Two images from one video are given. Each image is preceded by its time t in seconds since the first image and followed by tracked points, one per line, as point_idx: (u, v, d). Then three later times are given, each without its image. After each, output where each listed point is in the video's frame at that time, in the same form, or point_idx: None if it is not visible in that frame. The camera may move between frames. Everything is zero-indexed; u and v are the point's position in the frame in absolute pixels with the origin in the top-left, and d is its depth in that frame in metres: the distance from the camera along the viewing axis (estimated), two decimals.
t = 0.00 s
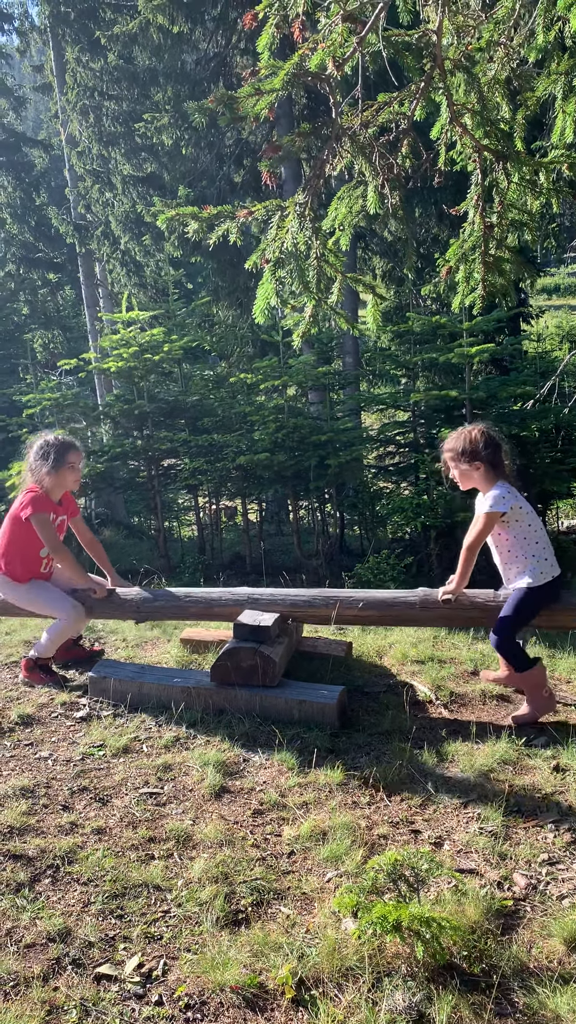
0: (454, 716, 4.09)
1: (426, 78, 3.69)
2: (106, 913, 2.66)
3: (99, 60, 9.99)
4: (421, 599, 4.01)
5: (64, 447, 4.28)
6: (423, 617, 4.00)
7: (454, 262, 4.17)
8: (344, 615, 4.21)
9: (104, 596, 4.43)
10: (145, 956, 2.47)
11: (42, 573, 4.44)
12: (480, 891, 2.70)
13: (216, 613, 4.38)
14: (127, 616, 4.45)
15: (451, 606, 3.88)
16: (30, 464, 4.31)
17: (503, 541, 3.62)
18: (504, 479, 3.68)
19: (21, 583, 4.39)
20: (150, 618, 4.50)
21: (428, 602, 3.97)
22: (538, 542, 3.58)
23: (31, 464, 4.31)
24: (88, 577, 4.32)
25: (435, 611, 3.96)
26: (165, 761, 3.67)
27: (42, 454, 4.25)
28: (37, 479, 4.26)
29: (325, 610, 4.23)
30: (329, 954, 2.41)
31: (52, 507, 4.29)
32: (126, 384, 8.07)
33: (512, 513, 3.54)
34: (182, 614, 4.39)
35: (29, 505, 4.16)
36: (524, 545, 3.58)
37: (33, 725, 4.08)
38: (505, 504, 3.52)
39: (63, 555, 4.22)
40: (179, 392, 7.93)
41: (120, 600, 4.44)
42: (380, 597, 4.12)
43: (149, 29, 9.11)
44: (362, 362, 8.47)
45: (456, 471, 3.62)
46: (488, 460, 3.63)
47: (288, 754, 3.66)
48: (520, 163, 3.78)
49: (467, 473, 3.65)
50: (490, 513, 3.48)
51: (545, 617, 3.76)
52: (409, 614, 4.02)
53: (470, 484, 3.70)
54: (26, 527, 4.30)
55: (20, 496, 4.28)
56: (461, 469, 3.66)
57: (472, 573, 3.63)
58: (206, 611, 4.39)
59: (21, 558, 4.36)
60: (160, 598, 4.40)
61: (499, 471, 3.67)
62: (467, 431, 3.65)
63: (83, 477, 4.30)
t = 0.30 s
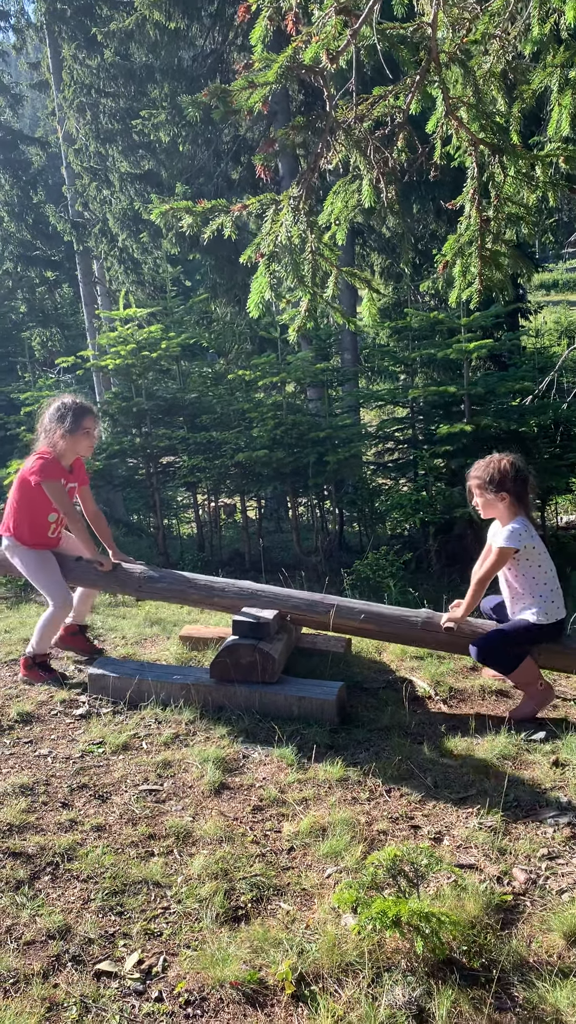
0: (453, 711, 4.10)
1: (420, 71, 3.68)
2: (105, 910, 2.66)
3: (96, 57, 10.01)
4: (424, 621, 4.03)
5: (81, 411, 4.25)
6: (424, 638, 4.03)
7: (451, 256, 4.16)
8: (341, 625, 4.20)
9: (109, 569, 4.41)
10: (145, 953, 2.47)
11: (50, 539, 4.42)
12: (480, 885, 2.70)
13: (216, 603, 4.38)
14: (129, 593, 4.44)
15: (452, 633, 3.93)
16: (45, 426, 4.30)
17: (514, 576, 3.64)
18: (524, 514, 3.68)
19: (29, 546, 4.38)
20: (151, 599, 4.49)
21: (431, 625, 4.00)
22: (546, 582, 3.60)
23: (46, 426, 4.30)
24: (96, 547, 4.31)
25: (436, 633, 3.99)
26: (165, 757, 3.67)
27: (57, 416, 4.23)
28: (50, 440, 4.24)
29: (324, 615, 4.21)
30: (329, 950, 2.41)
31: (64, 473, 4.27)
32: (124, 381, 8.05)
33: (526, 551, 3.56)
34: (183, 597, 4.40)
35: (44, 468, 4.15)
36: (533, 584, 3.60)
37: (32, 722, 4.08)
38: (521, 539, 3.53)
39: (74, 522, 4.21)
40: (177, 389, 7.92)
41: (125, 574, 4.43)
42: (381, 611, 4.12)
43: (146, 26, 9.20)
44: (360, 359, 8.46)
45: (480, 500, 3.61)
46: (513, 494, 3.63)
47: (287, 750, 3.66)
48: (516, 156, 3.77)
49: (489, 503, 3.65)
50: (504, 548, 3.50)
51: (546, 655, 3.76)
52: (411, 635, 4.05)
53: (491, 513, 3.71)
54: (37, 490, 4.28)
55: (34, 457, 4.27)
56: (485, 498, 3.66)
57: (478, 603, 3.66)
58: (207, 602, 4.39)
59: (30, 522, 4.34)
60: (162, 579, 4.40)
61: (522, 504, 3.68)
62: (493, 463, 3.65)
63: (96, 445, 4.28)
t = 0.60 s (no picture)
0: (451, 704, 4.10)
1: (413, 60, 3.66)
2: (103, 904, 2.66)
3: (89, 51, 10.03)
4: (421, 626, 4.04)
5: (82, 390, 4.23)
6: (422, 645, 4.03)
7: (444, 248, 4.14)
8: (338, 620, 4.20)
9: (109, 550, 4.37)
10: (144, 946, 2.47)
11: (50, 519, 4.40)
12: (477, 877, 2.70)
13: (214, 594, 4.35)
14: (128, 576, 4.40)
15: (448, 641, 3.96)
16: (47, 404, 4.27)
17: (524, 593, 3.63)
18: (538, 532, 3.63)
19: (28, 523, 4.36)
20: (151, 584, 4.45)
21: (428, 632, 4.00)
22: (560, 599, 3.59)
23: (47, 404, 4.28)
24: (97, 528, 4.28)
25: (435, 642, 3.99)
26: (162, 751, 3.67)
27: (58, 394, 4.21)
28: (51, 417, 4.22)
29: (322, 613, 4.21)
30: (327, 942, 2.41)
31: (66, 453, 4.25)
32: (120, 376, 8.02)
33: (539, 572, 3.54)
34: (181, 586, 4.37)
35: (45, 446, 4.13)
36: (544, 603, 3.59)
37: (30, 717, 4.08)
38: (533, 561, 3.50)
39: (75, 501, 4.19)
40: (173, 384, 7.90)
41: (125, 557, 4.39)
42: (381, 615, 4.12)
43: (139, 18, 9.13)
44: (357, 353, 8.45)
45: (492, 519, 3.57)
46: (524, 513, 3.58)
47: (285, 743, 3.67)
48: (509, 146, 3.75)
49: (503, 523, 3.61)
50: (516, 568, 3.48)
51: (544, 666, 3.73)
52: (409, 641, 4.05)
53: (503, 534, 3.66)
54: (38, 469, 4.26)
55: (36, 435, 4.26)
56: (497, 520, 3.60)
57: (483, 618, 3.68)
58: (206, 593, 4.37)
59: (29, 500, 4.32)
60: (163, 566, 4.38)
61: (534, 522, 3.64)
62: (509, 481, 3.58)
63: (97, 426, 4.25)
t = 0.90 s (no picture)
0: (448, 698, 4.10)
1: (405, 54, 3.64)
2: (101, 900, 2.67)
3: (84, 46, 9.90)
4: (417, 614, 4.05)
5: (70, 395, 4.19)
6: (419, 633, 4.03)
7: (438, 242, 4.13)
8: (333, 614, 4.21)
9: (103, 555, 4.40)
10: (142, 942, 2.47)
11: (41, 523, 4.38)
12: (474, 870, 2.71)
13: (210, 593, 4.37)
14: (123, 578, 4.43)
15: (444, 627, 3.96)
16: (34, 410, 4.24)
17: (522, 576, 3.62)
18: (534, 515, 3.63)
19: (18, 529, 4.34)
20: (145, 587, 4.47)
21: (424, 620, 4.01)
22: (557, 582, 3.58)
23: (35, 410, 4.24)
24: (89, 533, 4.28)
25: (433, 629, 4.00)
26: (160, 748, 3.67)
27: (46, 400, 4.17)
28: (39, 423, 4.19)
29: (318, 605, 4.22)
30: (325, 936, 2.42)
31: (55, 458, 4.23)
32: (115, 372, 8.01)
33: (536, 554, 3.53)
34: (176, 585, 4.39)
35: (33, 453, 4.11)
36: (542, 586, 3.58)
37: (27, 714, 4.08)
38: (530, 543, 3.49)
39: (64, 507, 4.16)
40: (169, 380, 7.89)
41: (119, 559, 4.43)
42: (377, 606, 4.13)
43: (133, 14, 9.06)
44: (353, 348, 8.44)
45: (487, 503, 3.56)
46: (520, 496, 3.56)
47: (282, 739, 3.67)
48: (503, 140, 3.73)
49: (498, 507, 3.60)
50: (512, 551, 3.47)
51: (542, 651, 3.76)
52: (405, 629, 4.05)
53: (499, 516, 3.65)
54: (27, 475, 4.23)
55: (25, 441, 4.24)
56: (493, 503, 3.59)
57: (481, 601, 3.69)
58: (201, 592, 4.39)
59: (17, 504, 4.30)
60: (157, 567, 4.39)
61: (530, 504, 3.62)
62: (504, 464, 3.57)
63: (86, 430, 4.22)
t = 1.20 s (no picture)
0: (445, 699, 4.10)
1: (400, 56, 3.65)
2: (99, 901, 2.67)
3: (81, 47, 9.93)
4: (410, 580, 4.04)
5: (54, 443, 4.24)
6: (414, 596, 4.02)
7: (434, 244, 4.13)
8: (336, 599, 4.21)
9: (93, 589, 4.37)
10: (140, 943, 2.48)
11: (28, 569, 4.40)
12: (471, 870, 2.71)
13: (205, 604, 4.38)
14: (117, 608, 4.41)
15: (439, 588, 3.94)
16: (20, 461, 4.28)
17: (494, 521, 3.66)
18: (494, 459, 3.69)
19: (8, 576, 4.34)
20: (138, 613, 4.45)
21: (417, 584, 4.01)
22: (528, 521, 3.63)
23: (21, 460, 4.28)
24: (76, 573, 4.28)
25: (427, 591, 3.99)
26: (158, 749, 3.67)
27: (31, 449, 4.22)
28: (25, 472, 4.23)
29: (317, 594, 4.23)
30: (322, 937, 2.42)
31: (42, 505, 4.26)
32: (113, 373, 8.00)
33: (502, 495, 3.58)
34: (170, 604, 4.39)
35: (21, 501, 4.14)
36: (517, 525, 3.61)
37: (25, 715, 4.08)
38: (495, 484, 3.55)
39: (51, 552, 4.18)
40: (167, 381, 7.88)
41: (110, 593, 4.39)
42: (370, 580, 4.13)
43: (131, 14, 9.09)
44: (351, 348, 8.45)
45: (447, 456, 3.60)
46: (478, 442, 3.62)
47: (280, 740, 3.67)
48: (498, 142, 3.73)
49: (458, 456, 3.64)
50: (479, 497, 3.51)
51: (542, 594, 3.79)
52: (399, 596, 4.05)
53: (460, 465, 3.69)
54: (13, 523, 4.26)
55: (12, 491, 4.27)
56: (452, 452, 3.63)
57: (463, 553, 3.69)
58: (197, 601, 4.38)
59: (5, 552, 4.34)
60: (149, 589, 4.38)
61: (489, 451, 3.67)
62: (456, 413, 3.63)
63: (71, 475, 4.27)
